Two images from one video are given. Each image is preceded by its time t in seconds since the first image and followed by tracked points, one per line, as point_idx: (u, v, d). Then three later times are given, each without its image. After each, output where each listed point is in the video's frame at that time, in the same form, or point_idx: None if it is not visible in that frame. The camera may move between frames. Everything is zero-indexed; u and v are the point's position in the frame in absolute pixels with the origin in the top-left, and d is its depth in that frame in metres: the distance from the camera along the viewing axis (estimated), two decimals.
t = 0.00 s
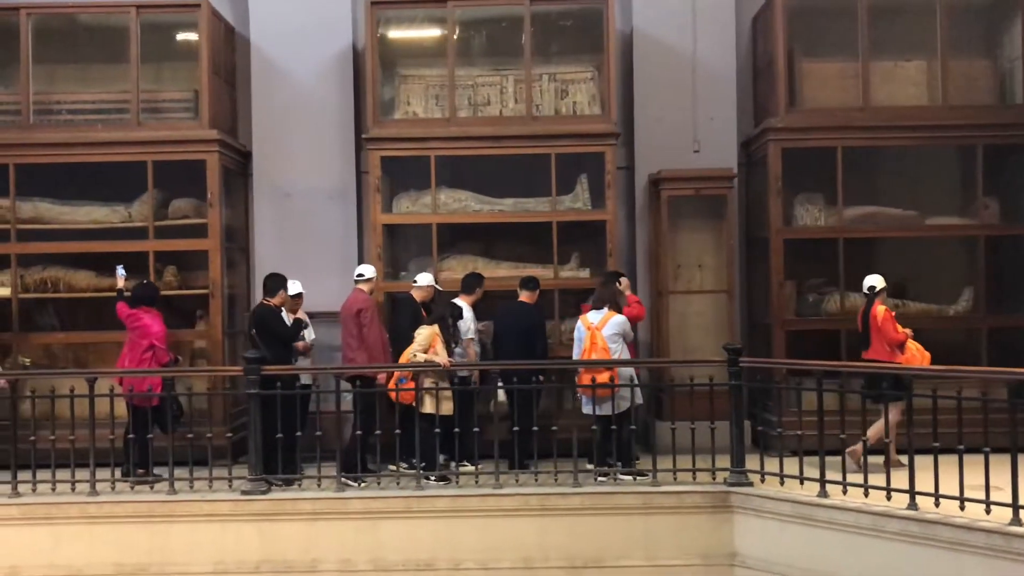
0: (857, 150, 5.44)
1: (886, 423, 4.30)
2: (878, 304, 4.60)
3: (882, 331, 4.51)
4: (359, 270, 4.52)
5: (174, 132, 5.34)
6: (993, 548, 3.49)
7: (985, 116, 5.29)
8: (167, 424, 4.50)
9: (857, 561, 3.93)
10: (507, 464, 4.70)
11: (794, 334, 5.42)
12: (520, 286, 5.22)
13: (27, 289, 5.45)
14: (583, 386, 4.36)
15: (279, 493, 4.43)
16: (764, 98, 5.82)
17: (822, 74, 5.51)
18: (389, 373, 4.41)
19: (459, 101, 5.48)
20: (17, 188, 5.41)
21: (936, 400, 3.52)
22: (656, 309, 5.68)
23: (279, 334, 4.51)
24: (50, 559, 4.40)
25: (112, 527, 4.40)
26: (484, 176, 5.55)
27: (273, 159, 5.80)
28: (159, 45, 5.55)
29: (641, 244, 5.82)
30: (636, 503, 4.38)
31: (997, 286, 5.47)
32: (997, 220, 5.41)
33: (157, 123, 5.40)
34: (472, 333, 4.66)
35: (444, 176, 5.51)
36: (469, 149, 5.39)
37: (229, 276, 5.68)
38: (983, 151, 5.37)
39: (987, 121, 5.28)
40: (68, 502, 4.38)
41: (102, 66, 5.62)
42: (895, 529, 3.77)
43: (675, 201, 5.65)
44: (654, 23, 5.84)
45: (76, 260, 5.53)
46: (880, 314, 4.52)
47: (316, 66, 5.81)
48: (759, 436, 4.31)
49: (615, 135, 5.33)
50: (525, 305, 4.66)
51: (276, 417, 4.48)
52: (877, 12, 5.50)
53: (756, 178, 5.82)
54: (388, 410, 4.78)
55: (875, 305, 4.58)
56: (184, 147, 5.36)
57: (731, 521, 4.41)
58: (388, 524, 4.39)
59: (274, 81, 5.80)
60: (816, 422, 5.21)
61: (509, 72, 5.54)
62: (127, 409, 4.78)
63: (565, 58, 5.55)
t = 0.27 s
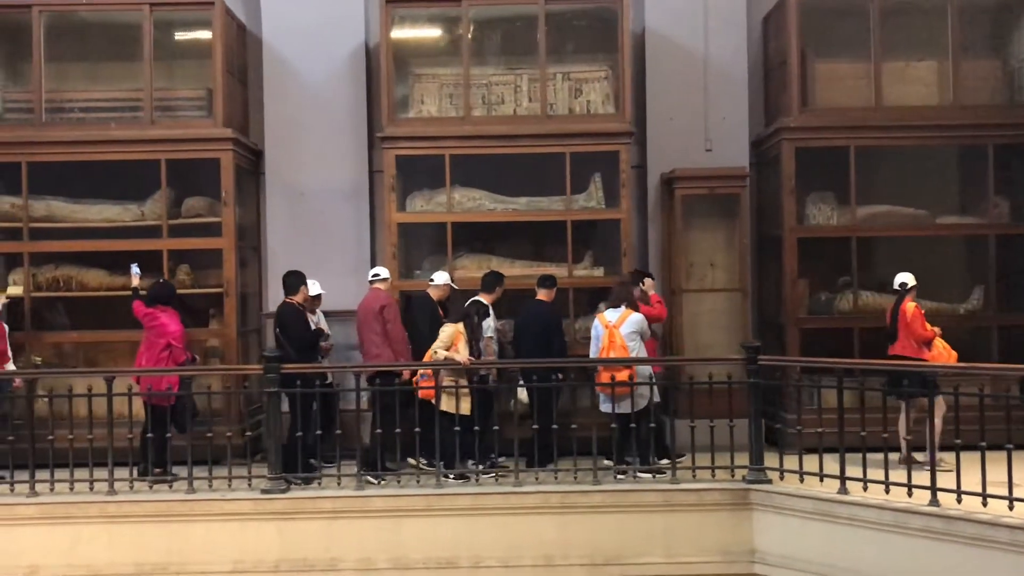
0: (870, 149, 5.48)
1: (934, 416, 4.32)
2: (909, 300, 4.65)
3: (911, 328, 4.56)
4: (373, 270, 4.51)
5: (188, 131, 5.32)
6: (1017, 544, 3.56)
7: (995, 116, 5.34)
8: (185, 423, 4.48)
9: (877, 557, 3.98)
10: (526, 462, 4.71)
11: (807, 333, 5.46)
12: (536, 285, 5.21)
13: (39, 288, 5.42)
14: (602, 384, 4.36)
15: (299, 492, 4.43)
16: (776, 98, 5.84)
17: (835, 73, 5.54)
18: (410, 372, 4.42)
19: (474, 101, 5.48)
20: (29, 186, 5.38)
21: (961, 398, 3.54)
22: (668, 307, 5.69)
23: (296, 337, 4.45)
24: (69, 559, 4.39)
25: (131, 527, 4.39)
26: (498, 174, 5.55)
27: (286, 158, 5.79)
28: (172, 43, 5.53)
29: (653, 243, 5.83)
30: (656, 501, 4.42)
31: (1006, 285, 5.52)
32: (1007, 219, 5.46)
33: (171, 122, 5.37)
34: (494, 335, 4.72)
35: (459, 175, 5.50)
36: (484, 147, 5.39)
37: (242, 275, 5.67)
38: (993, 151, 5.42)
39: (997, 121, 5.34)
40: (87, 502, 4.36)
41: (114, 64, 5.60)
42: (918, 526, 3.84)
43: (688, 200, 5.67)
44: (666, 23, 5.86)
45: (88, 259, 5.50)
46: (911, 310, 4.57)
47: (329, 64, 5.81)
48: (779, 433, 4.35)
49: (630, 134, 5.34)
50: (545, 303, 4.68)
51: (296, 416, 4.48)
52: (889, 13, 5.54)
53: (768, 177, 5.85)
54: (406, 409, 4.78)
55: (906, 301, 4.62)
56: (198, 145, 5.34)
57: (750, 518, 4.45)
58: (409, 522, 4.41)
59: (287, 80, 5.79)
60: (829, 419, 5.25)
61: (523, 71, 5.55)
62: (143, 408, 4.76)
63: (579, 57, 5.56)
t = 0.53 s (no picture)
0: (888, 150, 5.50)
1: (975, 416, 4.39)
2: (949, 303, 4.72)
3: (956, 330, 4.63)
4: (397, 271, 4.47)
5: (206, 131, 5.30)
6: None
7: (1012, 118, 5.37)
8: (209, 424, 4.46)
9: (904, 557, 4.00)
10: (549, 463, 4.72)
11: (825, 334, 5.48)
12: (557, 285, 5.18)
13: (56, 288, 5.39)
14: (627, 385, 4.34)
15: (324, 493, 4.43)
16: (793, 99, 5.85)
17: (852, 74, 5.55)
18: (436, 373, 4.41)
19: (492, 101, 5.48)
20: (46, 187, 5.36)
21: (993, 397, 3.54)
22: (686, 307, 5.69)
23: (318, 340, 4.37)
24: (93, 561, 4.38)
25: (155, 528, 4.38)
26: (516, 174, 5.54)
27: (303, 158, 5.79)
28: (190, 42, 5.50)
29: (670, 243, 5.84)
30: (681, 501, 4.44)
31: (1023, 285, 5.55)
32: None
33: (189, 122, 5.35)
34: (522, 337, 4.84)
35: (478, 175, 5.49)
36: (503, 148, 5.38)
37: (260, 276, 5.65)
38: (1010, 153, 5.44)
39: (1014, 123, 5.37)
40: (112, 503, 4.35)
41: (131, 64, 5.59)
42: (945, 526, 3.85)
43: (706, 201, 5.68)
44: (683, 23, 5.86)
45: (105, 259, 5.48)
46: (955, 313, 4.65)
47: (346, 64, 5.80)
48: (804, 434, 4.38)
49: (650, 135, 5.34)
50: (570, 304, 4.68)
51: (321, 417, 4.48)
52: (907, 14, 5.55)
53: (784, 178, 5.87)
54: (429, 410, 4.78)
55: (947, 303, 4.67)
56: (216, 146, 5.32)
57: (774, 519, 4.47)
58: (434, 523, 4.42)
59: (304, 80, 5.78)
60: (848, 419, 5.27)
61: (541, 72, 5.54)
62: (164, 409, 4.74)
63: (598, 58, 5.56)
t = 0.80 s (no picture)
0: (910, 151, 5.50)
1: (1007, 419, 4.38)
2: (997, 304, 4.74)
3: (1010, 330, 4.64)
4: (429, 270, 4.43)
5: (229, 131, 5.29)
6: None
7: None
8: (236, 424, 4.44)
9: (936, 557, 4.00)
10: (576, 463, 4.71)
11: (848, 334, 5.49)
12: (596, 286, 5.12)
13: (77, 289, 5.37)
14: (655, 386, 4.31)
15: (352, 494, 4.42)
16: (813, 99, 5.86)
17: (874, 76, 5.56)
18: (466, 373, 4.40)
19: (515, 102, 5.47)
20: (67, 187, 5.34)
21: None
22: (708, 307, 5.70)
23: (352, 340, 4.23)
24: (120, 563, 4.35)
25: (183, 529, 4.36)
26: (539, 175, 5.53)
27: (324, 158, 5.77)
28: (212, 41, 5.48)
29: (690, 244, 5.84)
30: (710, 502, 4.44)
31: None
32: None
33: (212, 122, 5.33)
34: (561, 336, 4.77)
35: (501, 176, 5.48)
36: (526, 149, 5.37)
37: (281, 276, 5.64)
38: None
39: None
40: (139, 505, 4.33)
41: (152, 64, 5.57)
42: (978, 526, 3.83)
43: (729, 202, 5.67)
44: (704, 24, 5.86)
45: (126, 260, 5.46)
46: (1008, 314, 4.67)
47: (367, 64, 5.79)
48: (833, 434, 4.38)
49: (673, 135, 5.33)
50: (601, 304, 4.66)
51: (349, 417, 4.47)
52: (928, 15, 5.56)
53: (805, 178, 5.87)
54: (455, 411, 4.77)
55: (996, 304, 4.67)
56: (238, 146, 5.30)
57: (803, 519, 4.47)
58: (463, 524, 4.41)
59: (325, 80, 5.77)
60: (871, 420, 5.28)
61: (564, 72, 5.54)
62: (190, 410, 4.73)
63: (621, 58, 5.56)
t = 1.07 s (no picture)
0: (932, 153, 5.54)
1: None
2: None
3: None
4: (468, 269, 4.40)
5: (256, 132, 5.31)
6: None
7: None
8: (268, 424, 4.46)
9: (967, 556, 4.02)
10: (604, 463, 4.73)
11: (870, 335, 5.52)
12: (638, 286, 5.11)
13: (104, 290, 5.37)
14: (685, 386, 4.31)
15: (384, 494, 4.44)
16: (834, 101, 5.89)
17: (895, 78, 5.61)
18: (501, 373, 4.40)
19: (540, 103, 5.50)
20: (94, 188, 5.35)
21: None
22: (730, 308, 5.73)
23: (392, 340, 4.18)
24: (154, 563, 4.37)
25: (216, 529, 4.37)
26: (563, 176, 5.56)
27: (348, 159, 5.80)
28: (238, 43, 5.50)
29: (712, 245, 5.87)
30: (740, 502, 4.47)
31: None
32: None
33: (238, 123, 5.35)
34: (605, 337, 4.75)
35: (525, 177, 5.51)
36: (551, 150, 5.40)
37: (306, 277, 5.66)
38: None
39: None
40: (172, 504, 4.35)
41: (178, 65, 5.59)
42: (1009, 525, 3.85)
43: (751, 203, 5.70)
44: (726, 26, 5.90)
45: (152, 260, 5.47)
46: None
47: (391, 66, 5.81)
48: (862, 433, 4.42)
49: (697, 136, 5.36)
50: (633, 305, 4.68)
51: (379, 417, 4.49)
52: (950, 17, 5.60)
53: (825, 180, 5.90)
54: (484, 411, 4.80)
55: None
56: (265, 147, 5.32)
57: (832, 518, 4.50)
58: (494, 524, 4.43)
59: (350, 82, 5.80)
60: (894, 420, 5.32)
61: (588, 74, 5.57)
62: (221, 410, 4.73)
63: (644, 60, 5.60)
